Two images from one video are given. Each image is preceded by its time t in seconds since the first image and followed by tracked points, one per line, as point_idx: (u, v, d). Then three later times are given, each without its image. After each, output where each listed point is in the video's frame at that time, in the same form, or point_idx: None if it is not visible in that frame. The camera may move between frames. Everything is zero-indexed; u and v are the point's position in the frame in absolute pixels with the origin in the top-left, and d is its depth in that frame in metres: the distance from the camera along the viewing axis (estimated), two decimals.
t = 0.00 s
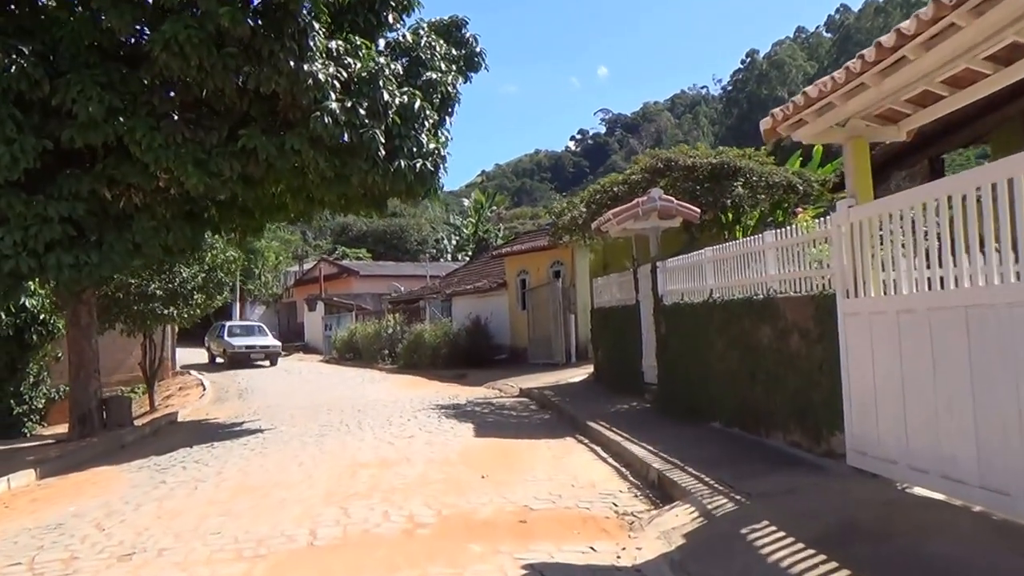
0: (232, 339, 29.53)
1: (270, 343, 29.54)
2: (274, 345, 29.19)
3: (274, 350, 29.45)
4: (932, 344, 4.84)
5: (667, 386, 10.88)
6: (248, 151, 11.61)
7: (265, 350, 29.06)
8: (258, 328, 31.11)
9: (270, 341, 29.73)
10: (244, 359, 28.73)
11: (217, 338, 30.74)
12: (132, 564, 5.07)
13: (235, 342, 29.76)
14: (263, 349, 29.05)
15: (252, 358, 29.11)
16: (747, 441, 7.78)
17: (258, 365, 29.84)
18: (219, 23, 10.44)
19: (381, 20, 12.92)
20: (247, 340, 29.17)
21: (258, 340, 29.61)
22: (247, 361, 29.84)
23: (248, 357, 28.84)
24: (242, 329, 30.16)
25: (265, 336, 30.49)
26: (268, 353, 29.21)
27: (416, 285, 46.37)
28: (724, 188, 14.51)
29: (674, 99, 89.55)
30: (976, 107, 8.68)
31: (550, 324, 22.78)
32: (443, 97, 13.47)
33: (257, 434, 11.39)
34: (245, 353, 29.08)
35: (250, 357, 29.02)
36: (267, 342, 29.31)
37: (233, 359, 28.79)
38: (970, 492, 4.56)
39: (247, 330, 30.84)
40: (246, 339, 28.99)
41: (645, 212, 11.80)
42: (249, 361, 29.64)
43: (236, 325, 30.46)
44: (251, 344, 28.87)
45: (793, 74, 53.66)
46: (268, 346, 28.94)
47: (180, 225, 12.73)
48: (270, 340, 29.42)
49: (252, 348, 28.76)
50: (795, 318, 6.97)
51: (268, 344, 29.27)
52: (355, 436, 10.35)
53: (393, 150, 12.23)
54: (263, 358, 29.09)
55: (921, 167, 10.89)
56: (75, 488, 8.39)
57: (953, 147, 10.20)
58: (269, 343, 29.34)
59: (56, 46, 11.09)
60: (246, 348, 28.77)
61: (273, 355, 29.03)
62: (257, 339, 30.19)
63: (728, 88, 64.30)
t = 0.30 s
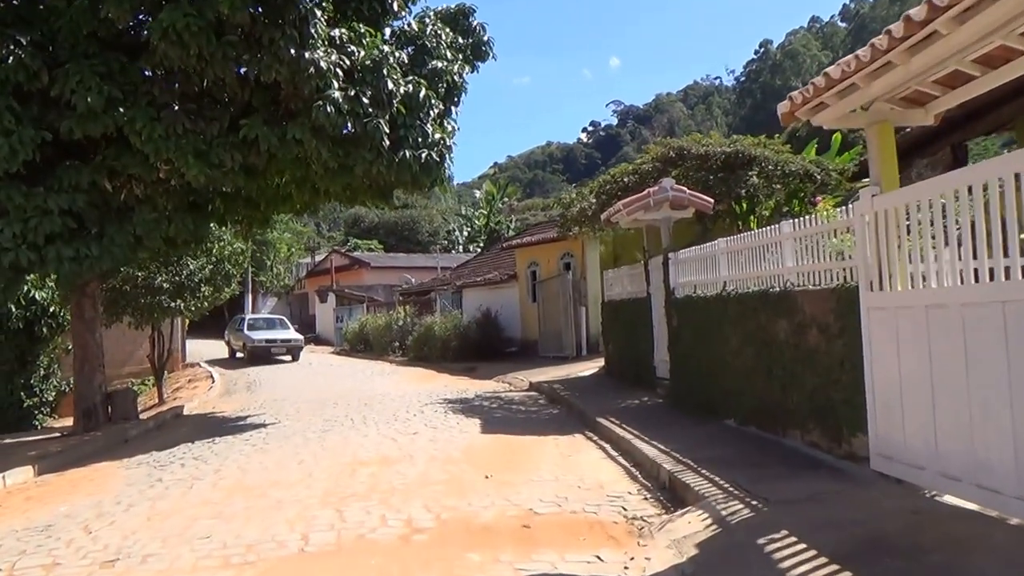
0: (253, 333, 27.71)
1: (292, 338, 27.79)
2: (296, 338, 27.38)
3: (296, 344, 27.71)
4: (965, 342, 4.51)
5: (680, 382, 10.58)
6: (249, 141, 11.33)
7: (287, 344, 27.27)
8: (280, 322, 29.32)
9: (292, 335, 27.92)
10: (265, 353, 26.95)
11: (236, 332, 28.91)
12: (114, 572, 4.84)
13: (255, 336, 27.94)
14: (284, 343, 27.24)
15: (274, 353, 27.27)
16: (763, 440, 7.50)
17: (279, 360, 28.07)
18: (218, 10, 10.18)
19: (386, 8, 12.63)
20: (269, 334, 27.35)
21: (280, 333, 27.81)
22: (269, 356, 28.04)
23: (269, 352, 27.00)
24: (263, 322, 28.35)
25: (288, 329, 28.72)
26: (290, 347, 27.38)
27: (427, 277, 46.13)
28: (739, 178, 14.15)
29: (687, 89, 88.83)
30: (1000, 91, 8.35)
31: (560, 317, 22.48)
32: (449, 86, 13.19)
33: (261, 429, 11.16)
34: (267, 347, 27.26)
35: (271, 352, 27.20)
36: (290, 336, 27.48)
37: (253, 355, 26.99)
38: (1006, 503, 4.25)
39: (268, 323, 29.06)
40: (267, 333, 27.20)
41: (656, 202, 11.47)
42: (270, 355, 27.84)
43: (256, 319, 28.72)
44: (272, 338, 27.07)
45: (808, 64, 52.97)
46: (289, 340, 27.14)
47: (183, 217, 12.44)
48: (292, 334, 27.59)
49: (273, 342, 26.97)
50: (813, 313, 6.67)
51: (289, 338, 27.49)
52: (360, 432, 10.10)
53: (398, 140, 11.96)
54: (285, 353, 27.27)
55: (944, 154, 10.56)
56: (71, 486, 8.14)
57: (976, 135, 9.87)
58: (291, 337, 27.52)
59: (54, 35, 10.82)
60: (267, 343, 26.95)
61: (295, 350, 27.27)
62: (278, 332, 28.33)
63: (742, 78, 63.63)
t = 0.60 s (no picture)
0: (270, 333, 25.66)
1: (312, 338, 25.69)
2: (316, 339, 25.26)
3: (316, 345, 25.58)
4: (1005, 338, 4.21)
5: (692, 380, 10.34)
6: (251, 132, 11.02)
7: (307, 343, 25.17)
8: (299, 321, 27.27)
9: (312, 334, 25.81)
10: (281, 354, 24.88)
11: (253, 330, 26.77)
12: None
13: (272, 335, 25.91)
14: (303, 343, 25.14)
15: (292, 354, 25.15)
16: (781, 441, 7.25)
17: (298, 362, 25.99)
18: None
19: None
20: (287, 334, 25.25)
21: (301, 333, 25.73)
22: (287, 357, 25.98)
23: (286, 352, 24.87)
24: (281, 321, 26.29)
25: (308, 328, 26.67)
26: (310, 348, 25.23)
27: (436, 273, 45.89)
28: (753, 169, 13.87)
29: (698, 86, 88.31)
30: None
31: (570, 313, 22.19)
32: (455, 75, 12.91)
33: (263, 426, 10.89)
34: (284, 348, 25.14)
35: (289, 353, 25.08)
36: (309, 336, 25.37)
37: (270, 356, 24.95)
38: None
39: (287, 322, 27.01)
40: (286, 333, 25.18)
41: (668, 193, 11.16)
42: (287, 356, 25.64)
43: (275, 317, 26.75)
44: (290, 338, 24.98)
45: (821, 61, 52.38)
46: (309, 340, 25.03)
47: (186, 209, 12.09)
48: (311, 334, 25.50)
49: (292, 342, 24.89)
50: (836, 307, 6.44)
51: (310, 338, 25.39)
52: (363, 430, 9.82)
53: (403, 131, 11.67)
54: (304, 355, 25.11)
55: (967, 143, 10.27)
56: (64, 484, 7.79)
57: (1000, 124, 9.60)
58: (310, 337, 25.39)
59: (53, 22, 10.43)
60: (285, 342, 24.92)
61: (315, 351, 25.17)
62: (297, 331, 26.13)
63: (754, 74, 63.10)
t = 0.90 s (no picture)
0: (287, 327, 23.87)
1: (329, 330, 23.81)
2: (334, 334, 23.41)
3: (335, 340, 23.76)
4: None
5: (705, 375, 10.08)
6: (253, 122, 10.73)
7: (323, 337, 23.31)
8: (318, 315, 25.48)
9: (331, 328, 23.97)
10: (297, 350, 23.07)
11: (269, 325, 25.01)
12: None
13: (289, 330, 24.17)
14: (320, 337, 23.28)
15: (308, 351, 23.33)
16: (800, 442, 6.99)
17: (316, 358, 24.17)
18: None
19: None
20: (304, 328, 23.42)
21: (318, 326, 23.83)
22: (305, 353, 24.19)
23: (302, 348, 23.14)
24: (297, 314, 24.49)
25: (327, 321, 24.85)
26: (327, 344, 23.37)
27: (447, 265, 45.65)
28: (770, 159, 13.53)
29: (712, 77, 87.56)
30: None
31: (581, 306, 21.89)
32: (463, 63, 12.60)
33: (265, 422, 10.67)
34: (300, 343, 23.35)
35: (305, 349, 23.29)
36: (326, 330, 23.57)
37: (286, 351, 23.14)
38: None
39: (306, 315, 25.17)
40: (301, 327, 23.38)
41: (682, 182, 10.81)
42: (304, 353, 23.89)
43: (293, 310, 24.94)
44: (307, 332, 23.18)
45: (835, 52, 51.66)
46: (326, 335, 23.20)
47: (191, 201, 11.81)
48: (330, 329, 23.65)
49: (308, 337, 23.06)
50: (862, 302, 6.17)
51: (327, 331, 23.52)
52: (367, 427, 9.58)
53: (409, 120, 11.35)
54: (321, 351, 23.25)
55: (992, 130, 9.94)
56: (58, 483, 7.55)
57: None
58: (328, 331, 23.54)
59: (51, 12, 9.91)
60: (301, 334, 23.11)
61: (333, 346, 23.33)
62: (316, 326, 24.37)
63: (767, 65, 62.42)
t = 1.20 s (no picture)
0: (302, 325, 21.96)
1: (348, 327, 21.90)
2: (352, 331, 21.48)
3: (354, 338, 21.83)
4: None
5: (722, 372, 9.74)
6: (257, 111, 10.44)
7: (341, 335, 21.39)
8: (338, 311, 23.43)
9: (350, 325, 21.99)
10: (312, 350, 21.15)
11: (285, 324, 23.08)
12: None
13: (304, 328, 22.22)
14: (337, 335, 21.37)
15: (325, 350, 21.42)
16: (821, 443, 6.65)
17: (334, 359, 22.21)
18: None
19: None
20: (320, 325, 21.54)
21: (336, 324, 21.88)
22: (323, 353, 22.28)
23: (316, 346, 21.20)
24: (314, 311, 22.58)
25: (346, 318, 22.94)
26: (345, 342, 21.43)
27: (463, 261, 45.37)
28: (789, 148, 13.12)
29: (730, 72, 86.71)
30: None
31: (596, 301, 21.53)
32: (472, 51, 12.28)
33: (269, 420, 10.42)
34: (316, 342, 21.44)
35: (321, 348, 21.40)
36: (344, 327, 21.63)
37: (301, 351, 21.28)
38: None
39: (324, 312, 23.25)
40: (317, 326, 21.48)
41: (697, 173, 10.44)
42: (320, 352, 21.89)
43: (312, 307, 23.05)
44: (322, 330, 21.27)
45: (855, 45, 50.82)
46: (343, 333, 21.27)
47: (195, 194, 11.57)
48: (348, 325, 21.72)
49: (323, 335, 21.17)
50: (887, 294, 5.83)
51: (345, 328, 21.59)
52: (371, 426, 9.31)
53: (416, 110, 11.06)
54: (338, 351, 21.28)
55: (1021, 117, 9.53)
56: (50, 483, 7.31)
57: None
58: (346, 328, 21.62)
59: None
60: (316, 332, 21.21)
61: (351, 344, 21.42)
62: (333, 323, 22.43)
63: (786, 59, 61.60)
